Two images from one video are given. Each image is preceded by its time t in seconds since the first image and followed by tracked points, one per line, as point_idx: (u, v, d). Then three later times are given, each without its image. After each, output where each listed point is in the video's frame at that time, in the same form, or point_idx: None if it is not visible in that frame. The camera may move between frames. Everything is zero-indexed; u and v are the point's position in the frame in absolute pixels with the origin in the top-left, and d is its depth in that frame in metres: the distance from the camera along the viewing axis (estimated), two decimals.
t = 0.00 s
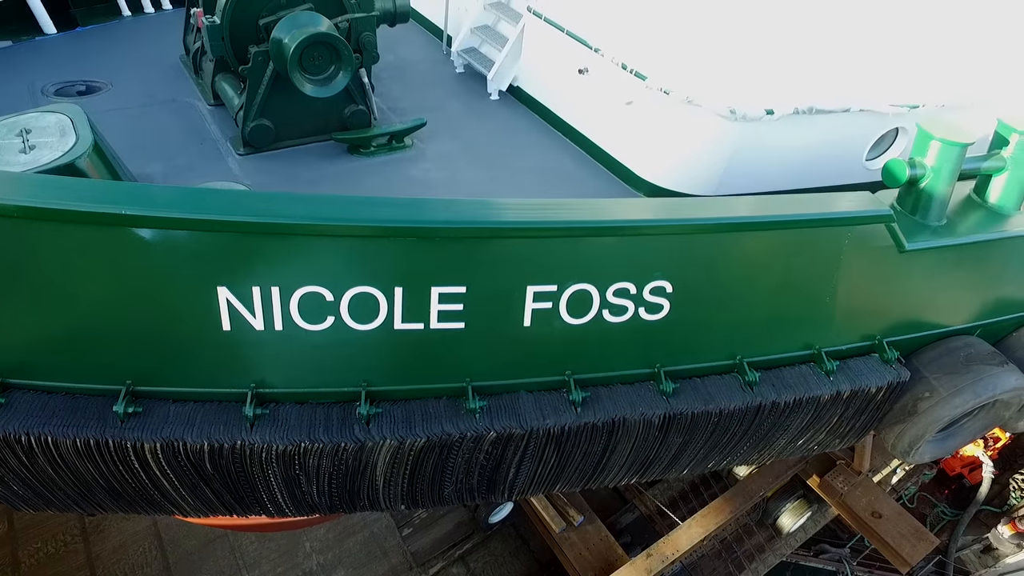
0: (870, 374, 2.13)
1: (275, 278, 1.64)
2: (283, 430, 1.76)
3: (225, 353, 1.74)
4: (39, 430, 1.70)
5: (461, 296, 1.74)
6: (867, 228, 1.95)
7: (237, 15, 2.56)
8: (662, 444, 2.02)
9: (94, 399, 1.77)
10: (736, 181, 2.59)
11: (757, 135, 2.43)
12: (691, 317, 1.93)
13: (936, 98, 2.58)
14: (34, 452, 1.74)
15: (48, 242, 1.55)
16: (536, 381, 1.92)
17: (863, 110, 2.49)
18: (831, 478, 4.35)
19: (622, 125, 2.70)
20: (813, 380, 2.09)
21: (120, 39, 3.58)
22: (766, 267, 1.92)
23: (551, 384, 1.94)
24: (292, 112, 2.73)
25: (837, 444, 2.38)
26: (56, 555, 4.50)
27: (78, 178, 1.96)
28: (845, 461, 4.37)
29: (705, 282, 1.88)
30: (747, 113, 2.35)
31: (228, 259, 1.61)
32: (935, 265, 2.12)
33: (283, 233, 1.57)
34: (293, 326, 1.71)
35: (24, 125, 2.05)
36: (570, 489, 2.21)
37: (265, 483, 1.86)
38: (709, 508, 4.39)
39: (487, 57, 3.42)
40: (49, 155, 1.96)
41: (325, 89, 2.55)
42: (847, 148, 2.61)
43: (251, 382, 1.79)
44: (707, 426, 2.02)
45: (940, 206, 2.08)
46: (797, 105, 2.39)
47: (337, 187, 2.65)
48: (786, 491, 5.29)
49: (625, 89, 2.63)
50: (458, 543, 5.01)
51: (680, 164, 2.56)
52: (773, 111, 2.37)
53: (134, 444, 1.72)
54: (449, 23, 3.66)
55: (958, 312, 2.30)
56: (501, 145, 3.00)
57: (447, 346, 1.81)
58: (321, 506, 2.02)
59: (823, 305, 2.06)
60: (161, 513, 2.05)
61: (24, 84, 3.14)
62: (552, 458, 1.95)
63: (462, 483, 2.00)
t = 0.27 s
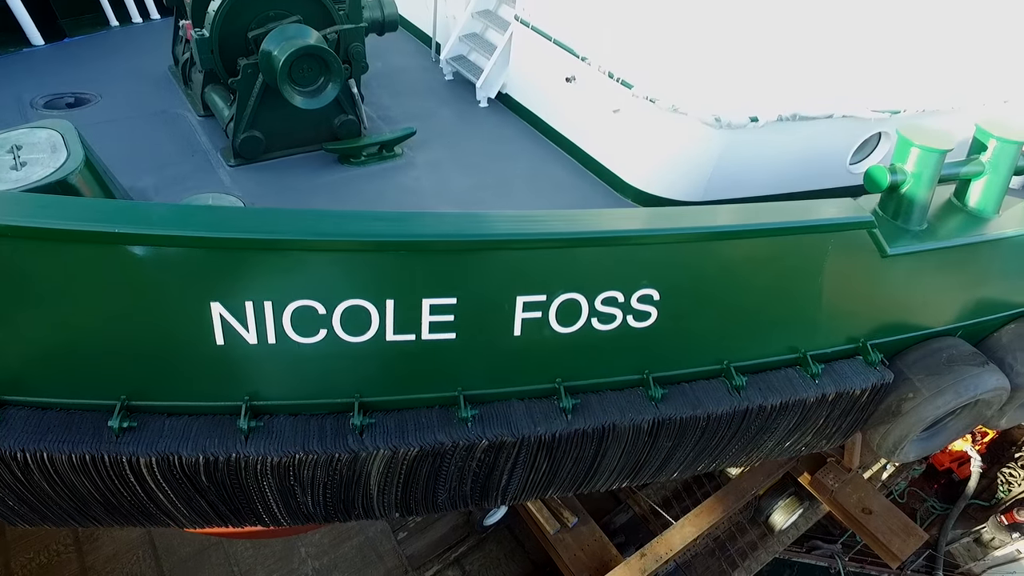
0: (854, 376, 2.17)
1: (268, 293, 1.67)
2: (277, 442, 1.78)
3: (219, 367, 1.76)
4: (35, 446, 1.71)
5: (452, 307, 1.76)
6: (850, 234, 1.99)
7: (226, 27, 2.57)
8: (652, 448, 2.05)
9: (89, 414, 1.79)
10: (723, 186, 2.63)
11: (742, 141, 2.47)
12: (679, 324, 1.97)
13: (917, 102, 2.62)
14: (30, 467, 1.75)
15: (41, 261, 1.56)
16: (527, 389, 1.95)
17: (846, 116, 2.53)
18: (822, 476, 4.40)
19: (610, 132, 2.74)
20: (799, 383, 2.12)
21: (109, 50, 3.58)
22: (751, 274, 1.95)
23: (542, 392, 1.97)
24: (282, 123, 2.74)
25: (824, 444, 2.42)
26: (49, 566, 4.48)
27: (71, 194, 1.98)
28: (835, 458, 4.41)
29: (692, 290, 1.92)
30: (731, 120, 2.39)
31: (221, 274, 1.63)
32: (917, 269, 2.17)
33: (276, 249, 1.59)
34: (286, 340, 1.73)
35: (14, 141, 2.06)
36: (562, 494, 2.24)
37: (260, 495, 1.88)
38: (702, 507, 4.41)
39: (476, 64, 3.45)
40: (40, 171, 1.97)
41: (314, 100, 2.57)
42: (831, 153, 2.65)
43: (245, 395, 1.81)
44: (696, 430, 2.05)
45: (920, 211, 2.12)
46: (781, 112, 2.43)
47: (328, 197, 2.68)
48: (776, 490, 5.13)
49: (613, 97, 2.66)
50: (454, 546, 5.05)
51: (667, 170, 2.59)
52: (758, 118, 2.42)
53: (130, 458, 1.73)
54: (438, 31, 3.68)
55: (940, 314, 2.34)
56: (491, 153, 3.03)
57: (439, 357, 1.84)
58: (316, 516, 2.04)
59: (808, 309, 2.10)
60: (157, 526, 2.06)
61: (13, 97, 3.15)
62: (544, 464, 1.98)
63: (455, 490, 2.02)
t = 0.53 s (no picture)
0: (839, 379, 2.22)
1: (261, 308, 1.69)
2: (272, 454, 1.81)
3: (212, 381, 1.78)
4: (32, 463, 1.73)
5: (443, 319, 1.79)
6: (833, 240, 2.02)
7: (215, 41, 2.59)
8: (642, 453, 2.09)
9: (85, 430, 1.81)
10: (709, 192, 2.67)
11: (726, 149, 2.52)
12: (666, 331, 2.00)
13: (898, 107, 2.67)
14: (26, 484, 1.76)
15: (35, 281, 1.58)
16: (517, 397, 1.99)
17: (828, 123, 2.58)
18: (812, 473, 4.46)
19: (597, 140, 2.77)
20: (785, 387, 2.17)
21: (98, 62, 3.59)
22: (736, 281, 1.99)
23: (533, 400, 2.01)
24: (271, 135, 2.76)
25: (812, 445, 2.47)
26: None
27: (63, 211, 1.99)
28: (824, 456, 4.46)
29: (678, 298, 1.96)
30: (714, 128, 2.44)
31: (215, 291, 1.65)
32: (898, 272, 2.21)
33: (269, 265, 1.61)
34: (280, 353, 1.76)
35: (6, 159, 2.07)
36: (554, 499, 2.27)
37: (256, 506, 1.90)
38: (695, 506, 4.45)
39: (464, 72, 3.48)
40: (32, 190, 1.98)
41: (304, 112, 2.59)
42: (815, 158, 2.70)
43: (240, 408, 1.84)
44: (684, 435, 2.09)
45: (900, 216, 2.16)
46: (764, 119, 2.47)
47: (319, 208, 2.70)
48: (768, 488, 5.22)
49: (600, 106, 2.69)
50: (449, 549, 5.09)
51: (654, 178, 2.63)
52: (741, 126, 2.46)
53: (126, 474, 1.75)
54: (426, 39, 3.71)
55: (922, 316, 2.39)
56: (480, 161, 3.06)
57: (431, 367, 1.86)
58: (311, 525, 2.06)
59: (792, 314, 2.14)
60: (154, 538, 2.08)
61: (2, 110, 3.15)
62: (536, 470, 2.01)
63: (449, 497, 2.05)
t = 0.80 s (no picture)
0: (824, 382, 2.26)
1: (255, 324, 1.71)
2: (267, 467, 1.83)
3: (207, 396, 1.80)
4: (28, 481, 1.75)
5: (434, 331, 1.82)
6: (816, 246, 2.07)
7: (204, 56, 2.61)
8: (632, 459, 2.12)
9: (81, 447, 1.83)
10: (696, 199, 2.71)
11: (711, 156, 2.57)
12: (654, 338, 2.04)
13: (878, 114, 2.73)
14: (23, 502, 1.78)
15: (29, 302, 1.59)
16: (509, 407, 2.02)
17: (810, 130, 2.63)
18: (803, 471, 4.47)
19: (585, 148, 2.81)
20: (771, 390, 2.21)
21: (86, 74, 3.59)
22: (722, 289, 2.03)
23: (524, 409, 2.04)
24: (262, 148, 2.78)
25: (799, 447, 2.51)
26: None
27: (55, 229, 2.01)
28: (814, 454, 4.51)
29: (665, 306, 1.99)
30: (699, 137, 2.49)
31: (208, 309, 1.67)
32: (880, 276, 2.26)
33: (261, 282, 1.64)
34: (274, 368, 1.78)
35: None
36: (547, 505, 2.30)
37: (252, 518, 1.93)
38: (687, 505, 4.47)
39: (452, 81, 3.51)
40: (25, 208, 1.99)
41: (294, 125, 2.62)
42: (798, 164, 2.75)
43: (235, 423, 1.86)
44: (673, 440, 2.12)
45: (881, 222, 2.21)
46: (748, 127, 2.52)
47: (310, 219, 2.72)
48: (760, 486, 5.28)
49: (587, 115, 2.73)
50: (444, 553, 5.14)
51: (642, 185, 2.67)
52: (726, 134, 2.51)
53: (122, 489, 1.77)
54: (414, 48, 3.74)
55: (904, 319, 2.45)
56: (469, 170, 3.10)
57: (423, 379, 1.89)
58: (307, 536, 2.08)
59: (777, 319, 2.18)
60: (151, 552, 2.10)
61: None
62: (528, 478, 2.05)
63: (443, 506, 2.08)
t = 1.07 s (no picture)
0: (807, 384, 2.31)
1: (247, 342, 1.74)
2: (261, 482, 1.85)
3: (200, 413, 1.82)
4: (22, 502, 1.76)
5: (424, 344, 1.85)
6: (797, 252, 2.11)
7: (190, 71, 2.62)
8: (621, 463, 2.16)
9: (74, 466, 1.84)
10: (679, 205, 2.75)
11: (693, 163, 2.61)
12: (640, 345, 2.08)
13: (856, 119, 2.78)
14: (17, 522, 1.79)
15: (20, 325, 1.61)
16: (499, 415, 2.05)
17: (790, 136, 2.68)
18: (791, 467, 4.50)
19: (570, 156, 2.84)
20: (755, 393, 2.26)
21: (70, 88, 3.59)
22: (705, 296, 2.07)
23: (514, 417, 2.07)
24: (249, 162, 2.80)
25: (784, 447, 2.56)
26: None
27: (45, 249, 2.02)
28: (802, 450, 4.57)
29: (650, 314, 2.03)
30: (681, 145, 2.53)
31: (201, 328, 1.69)
32: (860, 279, 2.32)
33: (251, 299, 1.66)
34: (266, 384, 1.81)
35: None
36: (538, 510, 2.34)
37: (247, 532, 1.95)
38: (678, 504, 4.50)
39: (438, 90, 3.54)
40: (13, 230, 2.00)
41: (282, 139, 2.64)
42: (779, 169, 2.80)
43: (228, 438, 1.88)
44: (661, 444, 2.16)
45: (860, 227, 2.26)
46: (729, 134, 2.57)
47: (299, 231, 2.74)
48: (750, 483, 5.22)
49: (572, 124, 2.77)
50: (438, 557, 5.20)
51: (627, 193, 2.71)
52: (707, 142, 2.56)
53: (117, 507, 1.79)
54: (399, 57, 3.77)
55: (884, 320, 2.50)
56: (456, 179, 3.13)
57: (414, 391, 1.92)
58: (301, 547, 2.11)
59: (760, 324, 2.23)
60: (146, 567, 2.12)
61: None
62: (519, 485, 2.08)
63: (435, 515, 2.11)
